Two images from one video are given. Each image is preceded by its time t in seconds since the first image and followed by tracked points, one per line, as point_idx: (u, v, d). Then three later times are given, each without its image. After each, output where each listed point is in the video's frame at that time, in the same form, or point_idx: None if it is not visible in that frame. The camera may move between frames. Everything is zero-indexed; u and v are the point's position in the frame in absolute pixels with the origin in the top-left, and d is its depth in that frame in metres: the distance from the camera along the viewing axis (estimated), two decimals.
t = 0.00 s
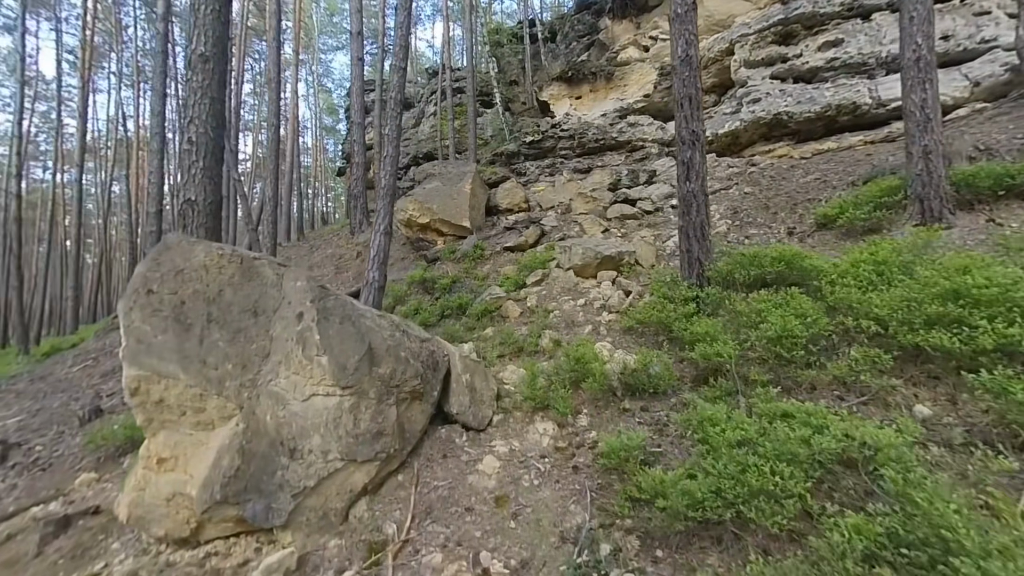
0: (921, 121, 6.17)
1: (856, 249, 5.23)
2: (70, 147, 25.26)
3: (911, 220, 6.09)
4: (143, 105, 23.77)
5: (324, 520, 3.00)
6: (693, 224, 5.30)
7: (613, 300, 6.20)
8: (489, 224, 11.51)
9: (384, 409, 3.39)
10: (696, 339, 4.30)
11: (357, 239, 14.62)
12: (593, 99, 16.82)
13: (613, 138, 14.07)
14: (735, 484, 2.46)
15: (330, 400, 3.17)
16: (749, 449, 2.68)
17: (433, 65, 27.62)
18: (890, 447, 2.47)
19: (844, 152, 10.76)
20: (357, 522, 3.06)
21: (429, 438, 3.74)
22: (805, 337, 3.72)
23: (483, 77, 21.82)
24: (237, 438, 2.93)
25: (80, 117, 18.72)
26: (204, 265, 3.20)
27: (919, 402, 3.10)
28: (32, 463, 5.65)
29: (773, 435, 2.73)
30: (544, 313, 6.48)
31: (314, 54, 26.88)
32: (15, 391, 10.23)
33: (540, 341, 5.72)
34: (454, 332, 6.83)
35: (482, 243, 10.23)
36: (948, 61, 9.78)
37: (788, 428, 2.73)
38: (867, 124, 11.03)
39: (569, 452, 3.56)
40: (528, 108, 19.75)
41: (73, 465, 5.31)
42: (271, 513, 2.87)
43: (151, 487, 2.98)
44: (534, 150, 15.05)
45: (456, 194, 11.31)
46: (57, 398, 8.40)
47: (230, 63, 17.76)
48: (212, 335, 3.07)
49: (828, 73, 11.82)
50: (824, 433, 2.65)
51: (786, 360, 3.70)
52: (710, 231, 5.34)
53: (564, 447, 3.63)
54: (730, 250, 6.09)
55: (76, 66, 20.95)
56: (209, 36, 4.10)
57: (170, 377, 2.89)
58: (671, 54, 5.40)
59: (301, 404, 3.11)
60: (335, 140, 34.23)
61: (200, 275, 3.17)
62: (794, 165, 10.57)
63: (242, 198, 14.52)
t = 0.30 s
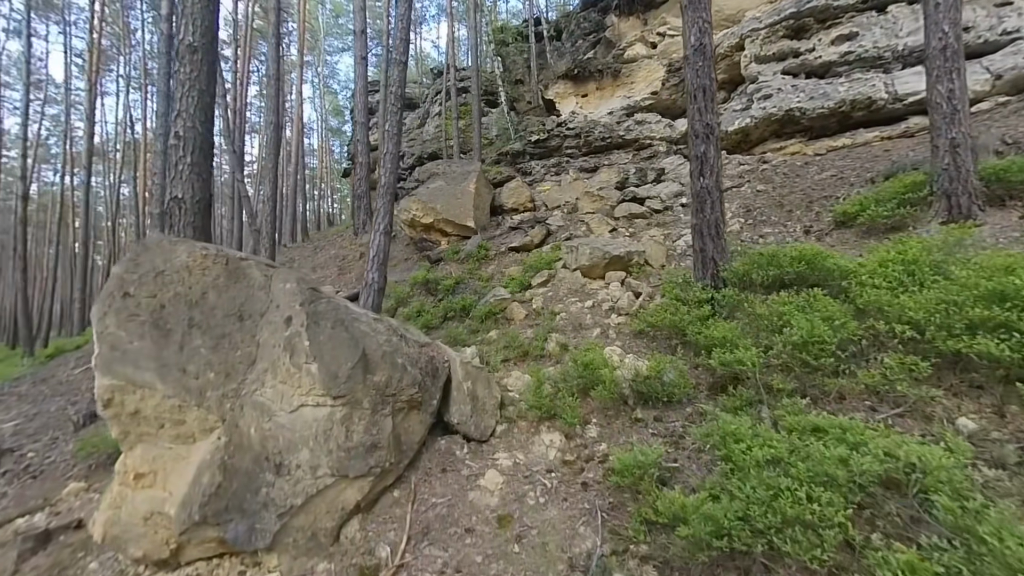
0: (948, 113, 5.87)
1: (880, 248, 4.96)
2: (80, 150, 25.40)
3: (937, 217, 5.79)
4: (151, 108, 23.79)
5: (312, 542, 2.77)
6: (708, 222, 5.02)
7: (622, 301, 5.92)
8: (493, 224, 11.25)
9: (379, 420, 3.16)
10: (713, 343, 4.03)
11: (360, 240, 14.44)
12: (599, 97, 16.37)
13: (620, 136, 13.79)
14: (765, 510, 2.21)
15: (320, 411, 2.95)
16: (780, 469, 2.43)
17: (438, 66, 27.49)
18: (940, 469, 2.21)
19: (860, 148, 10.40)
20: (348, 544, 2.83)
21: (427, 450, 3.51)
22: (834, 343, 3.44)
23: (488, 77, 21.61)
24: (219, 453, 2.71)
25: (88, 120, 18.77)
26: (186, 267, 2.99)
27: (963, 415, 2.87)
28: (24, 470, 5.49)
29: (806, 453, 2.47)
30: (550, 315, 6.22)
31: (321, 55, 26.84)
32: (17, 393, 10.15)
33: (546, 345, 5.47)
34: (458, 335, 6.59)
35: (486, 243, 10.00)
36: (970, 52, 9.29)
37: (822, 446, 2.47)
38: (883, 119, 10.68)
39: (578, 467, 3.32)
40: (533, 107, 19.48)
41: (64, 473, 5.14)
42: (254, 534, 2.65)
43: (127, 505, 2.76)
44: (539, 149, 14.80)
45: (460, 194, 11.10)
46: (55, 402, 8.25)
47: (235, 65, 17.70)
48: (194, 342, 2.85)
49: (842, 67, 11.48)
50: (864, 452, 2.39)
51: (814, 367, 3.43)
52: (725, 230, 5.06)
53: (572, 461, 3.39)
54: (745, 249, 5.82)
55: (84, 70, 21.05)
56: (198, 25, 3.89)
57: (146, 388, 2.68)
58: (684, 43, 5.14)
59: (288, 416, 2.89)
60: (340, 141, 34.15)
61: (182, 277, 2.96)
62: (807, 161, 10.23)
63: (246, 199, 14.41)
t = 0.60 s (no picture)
0: (977, 100, 5.55)
1: (908, 243, 4.65)
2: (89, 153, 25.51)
3: (967, 210, 5.45)
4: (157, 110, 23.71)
5: (291, 570, 2.51)
6: (723, 217, 4.71)
7: (631, 301, 5.61)
8: (497, 223, 10.96)
9: (368, 431, 2.90)
10: (731, 346, 3.73)
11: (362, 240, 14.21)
12: (604, 94, 16.10)
13: (626, 133, 13.49)
14: (804, 539, 1.93)
15: (302, 422, 2.69)
16: (819, 491, 2.13)
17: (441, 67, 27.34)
18: (1010, 495, 1.91)
19: (876, 142, 10.04)
20: (332, 569, 2.57)
21: (423, 463, 3.24)
22: (866, 346, 3.15)
23: (492, 76, 21.34)
24: (188, 469, 2.44)
25: (93, 123, 18.74)
26: (156, 264, 2.73)
27: (1018, 425, 2.59)
28: (8, 477, 5.28)
29: (847, 473, 2.17)
30: (555, 316, 5.94)
31: (325, 58, 26.74)
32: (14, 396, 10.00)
33: (550, 348, 5.19)
34: (459, 337, 6.32)
35: (489, 241, 9.73)
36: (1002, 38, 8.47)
37: (867, 466, 2.17)
38: (899, 113, 10.30)
39: (586, 483, 3.04)
40: (538, 105, 19.18)
41: (48, 481, 4.91)
42: (226, 560, 2.39)
43: (89, 527, 2.49)
44: (544, 147, 14.51)
45: (463, 192, 10.84)
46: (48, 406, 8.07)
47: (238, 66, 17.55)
48: (163, 346, 2.59)
49: (855, 60, 11.08)
50: (918, 475, 2.09)
51: (845, 372, 3.12)
52: (741, 224, 4.74)
53: (580, 476, 3.11)
54: (761, 246, 5.51)
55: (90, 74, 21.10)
56: (178, 7, 3.65)
57: (107, 398, 2.43)
58: (696, 26, 4.86)
59: (267, 428, 2.63)
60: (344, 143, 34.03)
61: (152, 275, 2.71)
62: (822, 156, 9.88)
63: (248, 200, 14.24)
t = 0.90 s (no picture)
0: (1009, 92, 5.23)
1: (939, 245, 4.34)
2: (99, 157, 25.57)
3: (997, 209, 5.12)
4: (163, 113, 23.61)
5: None
6: (738, 218, 4.42)
7: (640, 307, 5.33)
8: (500, 224, 10.70)
9: (355, 457, 2.65)
10: (752, 360, 3.46)
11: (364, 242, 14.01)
12: (610, 92, 15.79)
13: (632, 131, 13.18)
14: None
15: (281, 449, 2.45)
16: (868, 540, 1.86)
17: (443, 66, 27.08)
18: None
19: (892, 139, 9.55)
20: None
21: (416, 489, 2.99)
22: (905, 361, 2.84)
23: (496, 75, 21.07)
24: (152, 505, 2.20)
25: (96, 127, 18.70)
26: (122, 275, 2.50)
27: None
28: None
29: (899, 517, 1.89)
30: (560, 323, 5.68)
31: (328, 58, 26.57)
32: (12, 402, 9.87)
33: (555, 357, 4.93)
34: (460, 343, 6.06)
35: (492, 243, 9.48)
36: None
37: (923, 510, 1.89)
38: (914, 109, 9.81)
39: (595, 513, 2.78)
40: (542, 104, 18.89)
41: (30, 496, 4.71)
42: None
43: (44, 568, 2.22)
44: (548, 146, 14.24)
45: (465, 192, 10.57)
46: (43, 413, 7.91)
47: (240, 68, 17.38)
48: (128, 367, 2.35)
49: (868, 54, 10.64)
50: (983, 521, 1.81)
51: (880, 391, 2.83)
52: (759, 226, 4.44)
53: (587, 504, 2.85)
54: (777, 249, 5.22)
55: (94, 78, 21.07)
56: None
57: (61, 426, 2.18)
58: (708, 16, 4.58)
59: (241, 456, 2.38)
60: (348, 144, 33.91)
61: (116, 287, 2.47)
62: (836, 153, 9.54)
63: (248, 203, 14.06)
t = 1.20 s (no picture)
0: None
1: (976, 241, 4.05)
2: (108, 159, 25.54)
3: None
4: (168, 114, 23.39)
5: None
6: (760, 212, 4.11)
7: (653, 307, 5.03)
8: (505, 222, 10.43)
9: (344, 475, 2.40)
10: (780, 365, 3.17)
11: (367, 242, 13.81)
12: (616, 88, 15.43)
13: (639, 127, 12.87)
14: None
15: (261, 468, 2.19)
16: None
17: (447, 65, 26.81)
18: None
19: (912, 132, 8.91)
20: None
21: (413, 508, 2.73)
22: (959, 368, 2.54)
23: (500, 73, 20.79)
24: (114, 532, 1.95)
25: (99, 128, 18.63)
26: (86, 275, 2.25)
27: None
28: None
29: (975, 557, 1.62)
30: (568, 324, 5.40)
31: (333, 59, 26.42)
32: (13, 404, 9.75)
33: (563, 360, 4.65)
34: (463, 345, 5.80)
35: (496, 242, 9.21)
36: None
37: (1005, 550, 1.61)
38: (932, 102, 9.24)
39: (611, 538, 2.52)
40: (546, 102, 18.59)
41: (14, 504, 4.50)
42: None
43: None
44: (553, 143, 13.94)
45: (469, 190, 10.29)
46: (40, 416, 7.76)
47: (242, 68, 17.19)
48: (90, 376, 2.12)
49: (885, 46, 10.06)
50: None
51: (929, 401, 2.53)
52: (782, 220, 4.14)
53: (602, 527, 2.59)
54: (799, 246, 4.92)
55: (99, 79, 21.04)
56: None
57: (10, 443, 1.94)
58: None
59: (215, 477, 2.13)
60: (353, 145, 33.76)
61: (79, 288, 2.23)
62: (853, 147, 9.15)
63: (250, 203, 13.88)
